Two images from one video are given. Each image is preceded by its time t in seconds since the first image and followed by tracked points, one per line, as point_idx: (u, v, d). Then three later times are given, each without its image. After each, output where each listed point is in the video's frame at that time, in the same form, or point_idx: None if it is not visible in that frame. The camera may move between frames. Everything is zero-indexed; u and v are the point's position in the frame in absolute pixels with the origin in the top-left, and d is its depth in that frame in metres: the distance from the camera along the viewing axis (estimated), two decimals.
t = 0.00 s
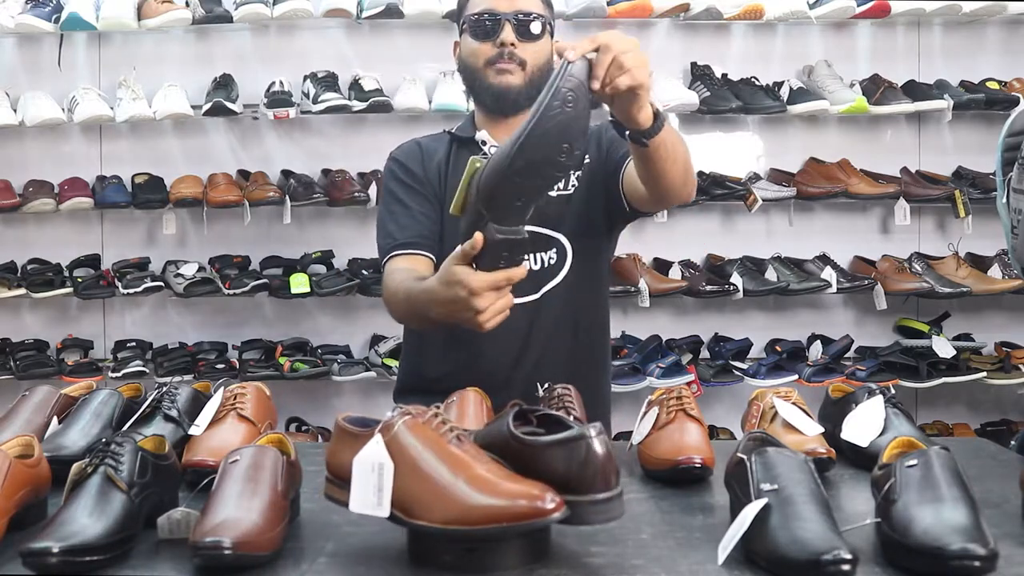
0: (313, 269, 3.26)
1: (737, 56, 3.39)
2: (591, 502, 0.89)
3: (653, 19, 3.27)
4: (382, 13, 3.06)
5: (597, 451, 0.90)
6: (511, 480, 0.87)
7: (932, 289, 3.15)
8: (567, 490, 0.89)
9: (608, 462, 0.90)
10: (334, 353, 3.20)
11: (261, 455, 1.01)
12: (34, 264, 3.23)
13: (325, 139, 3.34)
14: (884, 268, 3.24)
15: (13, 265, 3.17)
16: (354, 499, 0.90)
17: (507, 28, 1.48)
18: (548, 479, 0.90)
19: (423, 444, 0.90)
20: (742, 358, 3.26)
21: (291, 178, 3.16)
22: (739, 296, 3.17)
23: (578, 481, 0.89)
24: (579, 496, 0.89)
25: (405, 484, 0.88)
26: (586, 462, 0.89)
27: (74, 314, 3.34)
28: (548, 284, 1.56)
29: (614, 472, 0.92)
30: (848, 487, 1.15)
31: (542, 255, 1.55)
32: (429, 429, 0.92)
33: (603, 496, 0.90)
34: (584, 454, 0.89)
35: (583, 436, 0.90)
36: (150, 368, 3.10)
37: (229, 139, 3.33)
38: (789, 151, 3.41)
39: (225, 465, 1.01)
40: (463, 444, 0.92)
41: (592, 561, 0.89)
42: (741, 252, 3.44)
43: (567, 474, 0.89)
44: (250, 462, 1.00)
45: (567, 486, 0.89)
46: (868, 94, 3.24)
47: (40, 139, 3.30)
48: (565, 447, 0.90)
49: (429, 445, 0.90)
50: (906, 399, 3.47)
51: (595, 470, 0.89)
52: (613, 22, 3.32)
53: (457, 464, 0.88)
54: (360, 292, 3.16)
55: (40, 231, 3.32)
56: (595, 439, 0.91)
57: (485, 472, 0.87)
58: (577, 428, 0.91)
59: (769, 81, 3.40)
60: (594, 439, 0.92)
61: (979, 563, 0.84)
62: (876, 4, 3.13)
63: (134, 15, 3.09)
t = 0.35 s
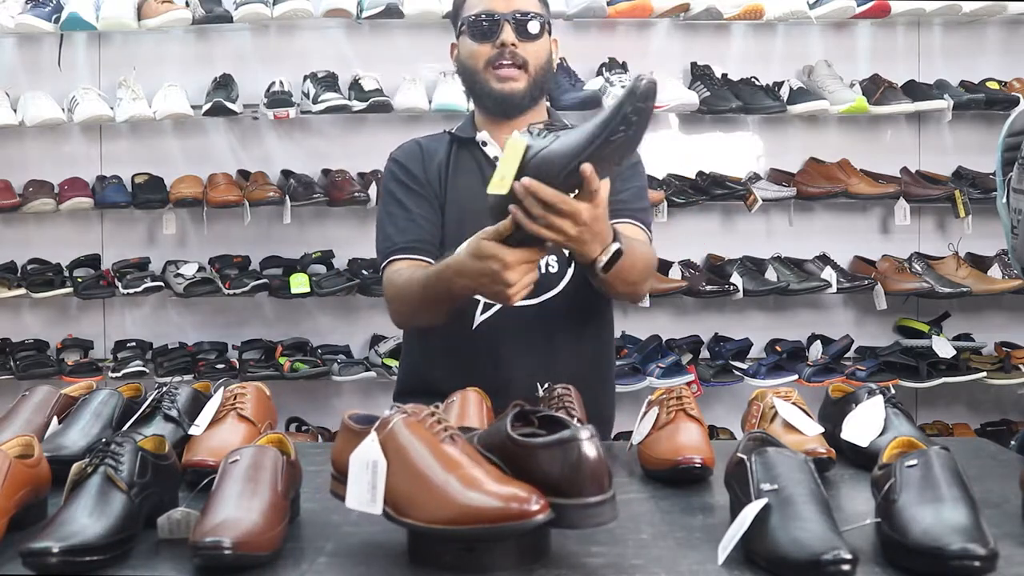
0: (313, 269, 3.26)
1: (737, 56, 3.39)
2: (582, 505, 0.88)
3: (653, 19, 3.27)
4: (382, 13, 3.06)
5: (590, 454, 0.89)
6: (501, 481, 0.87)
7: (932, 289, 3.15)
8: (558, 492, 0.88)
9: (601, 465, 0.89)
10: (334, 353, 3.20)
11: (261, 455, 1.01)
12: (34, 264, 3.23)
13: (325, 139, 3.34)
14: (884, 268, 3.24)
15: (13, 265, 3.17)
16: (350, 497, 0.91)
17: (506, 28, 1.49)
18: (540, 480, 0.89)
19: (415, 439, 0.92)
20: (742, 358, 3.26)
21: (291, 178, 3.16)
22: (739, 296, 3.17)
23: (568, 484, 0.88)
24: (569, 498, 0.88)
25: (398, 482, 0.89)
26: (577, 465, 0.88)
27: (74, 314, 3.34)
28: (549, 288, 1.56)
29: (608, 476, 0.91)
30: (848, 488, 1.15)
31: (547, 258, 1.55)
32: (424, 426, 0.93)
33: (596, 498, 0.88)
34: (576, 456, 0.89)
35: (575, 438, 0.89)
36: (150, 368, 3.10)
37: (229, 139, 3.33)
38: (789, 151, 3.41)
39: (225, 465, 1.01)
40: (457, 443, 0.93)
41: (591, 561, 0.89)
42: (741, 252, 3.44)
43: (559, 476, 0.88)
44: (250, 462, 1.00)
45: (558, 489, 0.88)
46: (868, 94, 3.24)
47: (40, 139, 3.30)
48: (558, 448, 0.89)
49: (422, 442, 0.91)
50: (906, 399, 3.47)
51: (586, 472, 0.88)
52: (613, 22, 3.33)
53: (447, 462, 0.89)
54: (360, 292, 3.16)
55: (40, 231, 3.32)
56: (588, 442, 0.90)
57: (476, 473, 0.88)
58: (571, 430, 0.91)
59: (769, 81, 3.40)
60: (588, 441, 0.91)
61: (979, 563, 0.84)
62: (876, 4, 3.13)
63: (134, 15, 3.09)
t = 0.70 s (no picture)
0: (313, 269, 3.25)
1: (737, 56, 3.39)
2: (567, 509, 0.86)
3: (653, 19, 3.27)
4: (382, 13, 3.06)
5: (577, 458, 0.87)
6: (487, 483, 0.86)
7: (932, 289, 3.15)
8: (545, 496, 0.87)
9: (591, 469, 0.87)
10: (334, 353, 3.20)
11: (261, 455, 1.01)
12: (34, 264, 3.23)
13: (325, 139, 3.34)
14: (884, 268, 3.24)
15: (13, 265, 3.17)
16: (348, 493, 0.93)
17: (504, 34, 1.49)
18: (529, 482, 0.88)
19: (408, 433, 0.93)
20: (742, 358, 3.26)
21: (291, 178, 3.16)
22: (739, 296, 3.17)
23: (553, 487, 0.86)
24: (553, 502, 0.86)
25: (390, 478, 0.90)
26: (564, 468, 0.86)
27: (74, 314, 3.34)
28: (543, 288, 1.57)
29: (599, 482, 0.89)
30: (848, 488, 1.15)
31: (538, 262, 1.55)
32: (418, 422, 0.94)
33: (582, 502, 0.86)
34: (564, 458, 0.87)
35: (563, 441, 0.88)
36: (150, 368, 3.10)
37: (229, 139, 3.33)
38: (789, 151, 3.41)
39: (225, 465, 1.01)
40: (451, 442, 0.93)
41: (591, 561, 0.89)
42: (741, 252, 3.44)
43: (546, 480, 0.87)
44: (250, 462, 1.00)
45: (545, 492, 0.87)
46: (868, 94, 3.24)
47: (40, 139, 3.30)
48: (548, 450, 0.88)
49: (415, 438, 0.92)
50: (906, 399, 3.47)
51: (572, 476, 0.86)
52: (613, 22, 3.33)
53: (434, 460, 0.89)
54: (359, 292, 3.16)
55: (40, 231, 3.32)
56: (578, 445, 0.89)
57: (463, 473, 0.87)
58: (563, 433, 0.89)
59: (769, 81, 3.40)
60: (580, 445, 0.89)
61: (979, 563, 0.84)
62: (876, 4, 3.13)
63: (134, 15, 3.09)
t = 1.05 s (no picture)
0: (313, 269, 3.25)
1: (737, 56, 3.39)
2: (552, 512, 0.84)
3: (653, 19, 3.27)
4: (382, 13, 3.06)
5: (564, 460, 0.85)
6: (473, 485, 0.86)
7: (932, 289, 3.15)
8: (532, 498, 0.86)
9: (578, 472, 0.85)
10: (334, 353, 3.20)
11: (261, 455, 1.01)
12: (34, 264, 3.23)
13: (325, 139, 3.34)
14: (884, 268, 3.24)
15: (13, 265, 3.17)
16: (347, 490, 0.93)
17: (498, 37, 1.50)
18: (517, 485, 0.87)
19: (404, 430, 0.93)
20: (742, 358, 3.26)
21: (291, 178, 3.16)
22: (739, 295, 3.17)
23: (539, 489, 0.85)
24: (537, 505, 0.85)
25: (384, 478, 0.91)
26: (550, 471, 0.85)
27: (74, 314, 3.34)
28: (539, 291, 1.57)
29: (588, 486, 0.86)
30: (848, 488, 1.15)
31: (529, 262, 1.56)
32: (416, 420, 0.94)
33: (565, 505, 0.84)
34: (552, 460, 0.85)
35: (552, 443, 0.86)
36: (150, 368, 3.10)
37: (229, 139, 3.33)
38: (789, 151, 3.41)
39: (225, 465, 1.01)
40: (447, 441, 0.93)
41: (591, 561, 0.90)
42: (741, 252, 3.44)
43: (532, 481, 0.85)
44: (250, 462, 1.00)
45: (531, 494, 0.85)
46: (868, 94, 3.24)
47: (40, 139, 3.30)
48: (535, 452, 0.86)
49: (411, 435, 0.93)
50: (906, 399, 3.47)
51: (557, 479, 0.84)
52: (613, 22, 3.33)
53: (428, 457, 0.90)
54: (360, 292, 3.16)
55: (40, 231, 3.32)
56: (568, 447, 0.87)
57: (452, 476, 0.87)
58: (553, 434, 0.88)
59: (769, 81, 3.40)
60: (570, 447, 0.87)
61: (979, 563, 0.84)
62: (876, 4, 3.13)
63: (134, 15, 3.09)
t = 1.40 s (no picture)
0: (313, 269, 3.25)
1: (737, 56, 3.39)
2: (534, 515, 0.83)
3: (653, 19, 3.27)
4: (382, 13, 3.06)
5: (551, 464, 0.84)
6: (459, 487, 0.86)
7: (932, 289, 3.15)
8: (517, 500, 0.85)
9: (565, 477, 0.84)
10: (334, 353, 3.20)
11: (261, 455, 1.01)
12: (34, 264, 3.23)
13: (325, 139, 3.34)
14: (884, 268, 3.24)
15: (13, 265, 3.17)
16: (351, 487, 0.95)
17: (512, 48, 1.51)
18: (505, 486, 0.86)
19: (401, 425, 0.93)
20: (742, 358, 3.26)
21: (291, 178, 3.16)
22: (739, 296, 3.17)
23: (523, 493, 0.84)
24: (521, 508, 0.84)
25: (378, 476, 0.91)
26: (535, 475, 0.83)
27: (74, 314, 3.34)
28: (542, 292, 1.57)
29: (574, 490, 0.85)
30: (848, 488, 1.15)
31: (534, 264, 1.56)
32: (415, 417, 0.94)
33: (548, 509, 0.83)
34: (538, 463, 0.84)
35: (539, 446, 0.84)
36: (150, 368, 3.10)
37: (229, 139, 3.33)
38: (789, 151, 3.41)
39: (225, 465, 1.01)
40: (443, 440, 0.93)
41: (591, 561, 0.90)
42: (741, 252, 3.44)
43: (517, 483, 0.84)
44: (250, 462, 1.00)
45: (517, 497, 0.84)
46: (868, 94, 3.24)
47: (40, 139, 3.30)
48: (522, 453, 0.85)
49: (407, 433, 0.92)
50: (906, 399, 3.47)
51: (541, 484, 0.83)
52: (613, 22, 3.33)
53: (421, 454, 0.90)
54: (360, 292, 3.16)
55: (40, 231, 3.32)
56: (556, 450, 0.85)
57: (441, 475, 0.87)
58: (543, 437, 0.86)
59: (769, 81, 3.40)
60: (559, 450, 0.86)
61: (979, 563, 0.84)
62: (876, 3, 3.13)
63: (134, 15, 3.09)
